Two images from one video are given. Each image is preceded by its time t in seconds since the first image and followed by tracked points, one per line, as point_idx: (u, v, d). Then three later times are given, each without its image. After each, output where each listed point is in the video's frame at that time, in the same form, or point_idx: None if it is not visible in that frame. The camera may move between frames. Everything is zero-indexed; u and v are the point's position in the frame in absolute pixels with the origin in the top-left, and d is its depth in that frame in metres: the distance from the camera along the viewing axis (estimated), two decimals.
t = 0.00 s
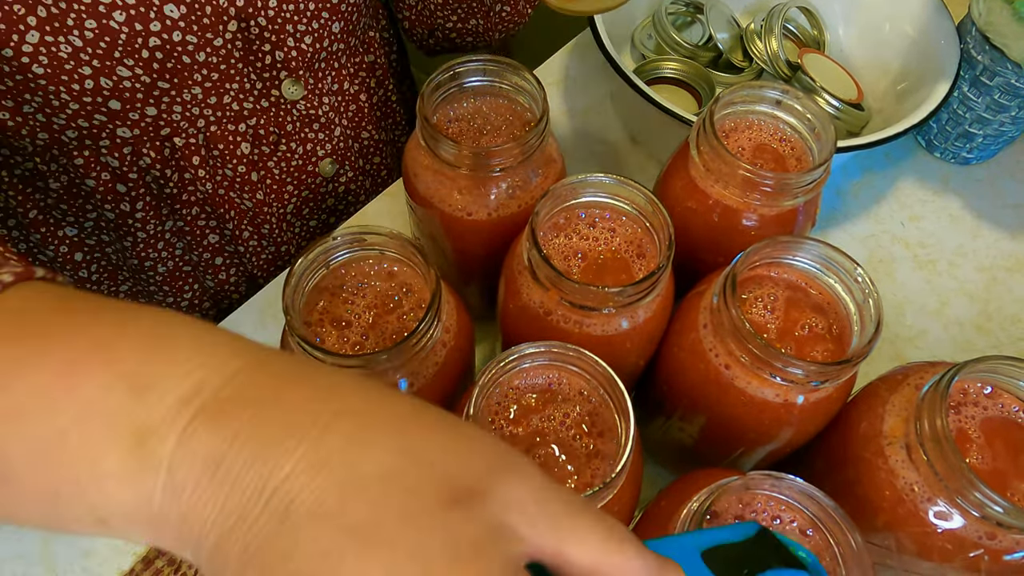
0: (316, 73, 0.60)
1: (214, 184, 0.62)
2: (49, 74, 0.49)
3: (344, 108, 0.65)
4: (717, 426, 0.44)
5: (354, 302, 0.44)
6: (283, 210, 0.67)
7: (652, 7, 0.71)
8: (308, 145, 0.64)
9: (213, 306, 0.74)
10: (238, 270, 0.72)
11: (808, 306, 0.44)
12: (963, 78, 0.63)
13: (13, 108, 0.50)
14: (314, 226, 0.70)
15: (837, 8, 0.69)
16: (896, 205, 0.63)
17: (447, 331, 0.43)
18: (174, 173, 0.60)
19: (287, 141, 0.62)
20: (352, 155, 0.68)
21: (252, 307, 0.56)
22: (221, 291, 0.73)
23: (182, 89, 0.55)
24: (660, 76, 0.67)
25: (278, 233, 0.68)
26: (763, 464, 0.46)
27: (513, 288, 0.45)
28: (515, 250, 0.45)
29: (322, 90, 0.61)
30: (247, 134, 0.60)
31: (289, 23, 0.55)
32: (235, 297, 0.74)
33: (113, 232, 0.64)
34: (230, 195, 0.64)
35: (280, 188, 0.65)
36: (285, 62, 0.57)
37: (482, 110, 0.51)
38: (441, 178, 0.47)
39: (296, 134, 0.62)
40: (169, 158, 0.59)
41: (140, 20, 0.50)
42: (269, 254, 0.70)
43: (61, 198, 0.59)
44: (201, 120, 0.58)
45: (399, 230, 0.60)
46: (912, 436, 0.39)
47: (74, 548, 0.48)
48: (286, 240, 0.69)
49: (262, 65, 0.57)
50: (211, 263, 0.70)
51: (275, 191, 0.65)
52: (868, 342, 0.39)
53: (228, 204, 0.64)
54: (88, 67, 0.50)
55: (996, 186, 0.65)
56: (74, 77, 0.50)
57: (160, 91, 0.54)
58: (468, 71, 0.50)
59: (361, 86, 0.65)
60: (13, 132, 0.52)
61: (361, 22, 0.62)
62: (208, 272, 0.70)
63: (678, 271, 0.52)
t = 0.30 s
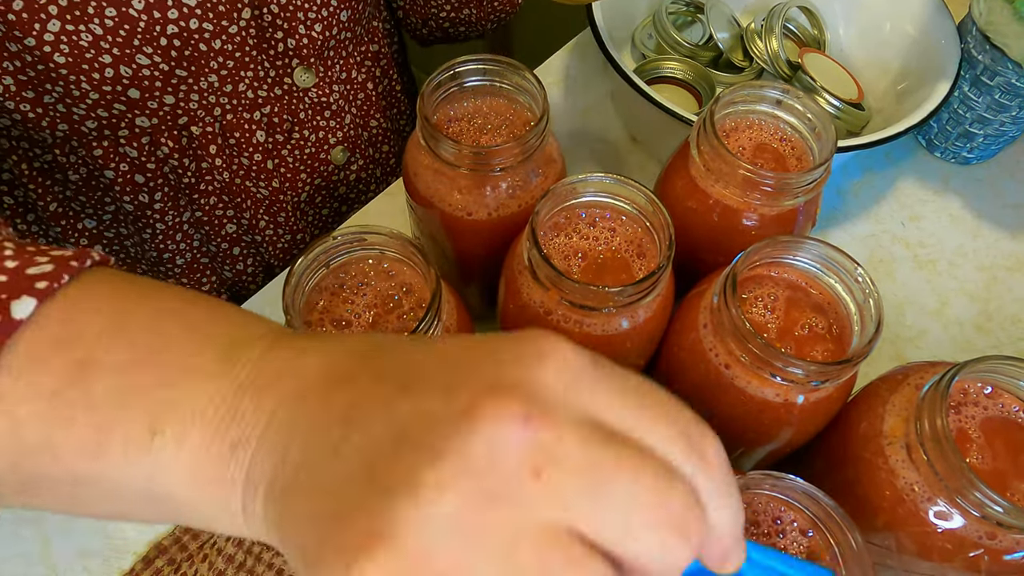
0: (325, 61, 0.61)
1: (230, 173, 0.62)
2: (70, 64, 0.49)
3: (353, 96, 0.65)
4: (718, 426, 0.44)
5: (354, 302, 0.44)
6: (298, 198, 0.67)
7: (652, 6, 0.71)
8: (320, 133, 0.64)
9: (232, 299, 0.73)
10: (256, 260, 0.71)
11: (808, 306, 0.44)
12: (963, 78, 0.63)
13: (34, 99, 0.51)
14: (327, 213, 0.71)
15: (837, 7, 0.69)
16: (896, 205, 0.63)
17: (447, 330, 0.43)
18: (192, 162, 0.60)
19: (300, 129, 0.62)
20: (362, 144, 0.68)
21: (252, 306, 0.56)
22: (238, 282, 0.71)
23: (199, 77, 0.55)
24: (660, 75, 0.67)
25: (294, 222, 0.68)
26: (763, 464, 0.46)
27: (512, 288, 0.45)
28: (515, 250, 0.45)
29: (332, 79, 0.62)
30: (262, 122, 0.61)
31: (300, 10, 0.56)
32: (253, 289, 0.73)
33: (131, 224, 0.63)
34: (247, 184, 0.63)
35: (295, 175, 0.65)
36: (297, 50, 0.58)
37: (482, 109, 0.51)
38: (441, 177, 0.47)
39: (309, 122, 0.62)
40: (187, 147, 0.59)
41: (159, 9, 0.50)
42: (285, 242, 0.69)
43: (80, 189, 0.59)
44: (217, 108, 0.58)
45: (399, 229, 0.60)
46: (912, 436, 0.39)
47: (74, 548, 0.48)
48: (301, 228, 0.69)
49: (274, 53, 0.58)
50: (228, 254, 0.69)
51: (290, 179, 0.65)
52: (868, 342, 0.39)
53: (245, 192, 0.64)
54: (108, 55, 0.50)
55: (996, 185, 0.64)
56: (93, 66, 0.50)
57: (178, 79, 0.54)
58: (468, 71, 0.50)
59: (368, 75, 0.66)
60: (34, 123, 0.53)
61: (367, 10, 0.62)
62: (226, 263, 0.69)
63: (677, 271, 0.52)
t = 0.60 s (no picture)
0: (329, 52, 0.60)
1: (234, 163, 0.64)
2: (75, 54, 0.51)
3: (358, 89, 0.64)
4: (717, 426, 0.44)
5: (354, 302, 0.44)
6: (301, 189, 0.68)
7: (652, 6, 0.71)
8: (324, 125, 0.64)
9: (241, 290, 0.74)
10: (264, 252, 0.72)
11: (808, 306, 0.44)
12: (963, 78, 0.63)
13: (42, 91, 0.54)
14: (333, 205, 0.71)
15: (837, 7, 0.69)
16: (896, 205, 0.63)
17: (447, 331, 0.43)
18: (196, 153, 0.62)
19: (304, 120, 0.63)
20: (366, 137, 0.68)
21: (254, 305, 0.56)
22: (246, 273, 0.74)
23: (202, 68, 0.56)
24: (660, 75, 0.67)
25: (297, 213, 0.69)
26: (763, 464, 0.46)
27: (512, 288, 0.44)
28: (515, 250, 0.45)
29: (335, 71, 0.62)
30: (265, 113, 0.61)
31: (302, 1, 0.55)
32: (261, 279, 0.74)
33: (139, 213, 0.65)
34: (250, 175, 0.65)
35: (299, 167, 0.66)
36: (299, 41, 0.58)
37: (482, 109, 0.51)
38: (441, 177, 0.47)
39: (312, 114, 0.63)
40: (191, 138, 0.61)
41: None
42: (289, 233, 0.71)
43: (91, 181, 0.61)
44: (221, 99, 0.59)
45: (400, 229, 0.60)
46: (912, 436, 0.39)
47: (76, 547, 0.48)
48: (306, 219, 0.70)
49: (278, 45, 0.58)
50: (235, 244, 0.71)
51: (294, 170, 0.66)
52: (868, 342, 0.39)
53: (248, 182, 0.66)
54: (112, 46, 0.52)
55: (996, 185, 0.64)
56: (98, 57, 0.52)
57: (181, 69, 0.55)
58: (468, 71, 0.50)
59: (372, 67, 0.64)
60: (42, 115, 0.56)
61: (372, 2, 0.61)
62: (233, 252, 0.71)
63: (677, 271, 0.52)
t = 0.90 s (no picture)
0: (325, 49, 0.60)
1: (229, 159, 0.62)
2: (64, 44, 0.48)
3: (356, 86, 0.65)
4: (717, 425, 0.44)
5: (354, 302, 0.44)
6: (299, 186, 0.67)
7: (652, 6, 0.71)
8: (321, 121, 0.64)
9: (236, 286, 0.75)
10: (259, 248, 0.72)
11: (808, 306, 0.44)
12: (963, 78, 0.63)
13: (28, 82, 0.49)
14: (330, 203, 0.72)
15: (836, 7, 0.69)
16: (896, 204, 0.63)
17: (446, 330, 0.43)
18: (191, 147, 0.60)
19: (300, 117, 0.62)
20: (365, 134, 0.68)
21: (254, 304, 0.56)
22: (242, 270, 0.73)
23: (194, 61, 0.54)
24: (660, 75, 0.67)
25: (295, 210, 0.69)
26: (762, 464, 0.46)
27: (513, 288, 0.45)
28: (515, 250, 0.45)
29: (331, 68, 0.62)
30: (260, 109, 0.60)
31: None
32: (256, 276, 0.75)
33: (133, 209, 0.61)
34: (246, 171, 0.64)
35: (296, 164, 0.65)
36: (295, 36, 0.57)
37: (483, 109, 0.51)
38: (441, 177, 0.47)
39: (309, 110, 0.62)
40: (184, 132, 0.58)
41: None
42: (286, 231, 0.70)
43: (82, 180, 0.57)
44: (214, 93, 0.57)
45: (400, 229, 0.60)
46: (912, 437, 0.39)
47: (75, 548, 0.48)
48: (303, 217, 0.70)
49: (272, 40, 0.57)
50: (231, 241, 0.70)
51: (291, 167, 0.65)
52: (868, 342, 0.39)
53: (245, 179, 0.64)
54: (101, 38, 0.49)
55: (996, 185, 0.65)
56: (88, 49, 0.49)
57: (173, 63, 0.53)
58: (469, 71, 0.50)
59: (371, 65, 0.65)
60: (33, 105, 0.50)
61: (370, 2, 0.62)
62: (229, 250, 0.70)
63: (677, 271, 0.52)
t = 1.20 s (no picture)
0: (321, 46, 0.60)
1: (221, 152, 0.62)
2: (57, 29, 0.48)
3: (351, 83, 0.65)
4: (717, 425, 0.44)
5: (354, 301, 0.44)
6: (291, 181, 0.67)
7: (652, 6, 0.71)
8: (314, 117, 0.64)
9: (224, 278, 0.75)
10: (248, 241, 0.72)
11: (808, 306, 0.44)
12: (963, 78, 0.63)
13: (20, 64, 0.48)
14: (322, 199, 0.72)
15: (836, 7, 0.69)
16: (897, 204, 0.63)
17: (446, 330, 0.43)
18: (183, 138, 0.60)
19: (294, 112, 0.62)
20: (359, 132, 0.68)
21: (254, 304, 0.56)
22: (231, 263, 0.73)
23: (189, 52, 0.54)
24: (660, 75, 0.67)
25: (286, 204, 0.69)
26: (762, 464, 0.46)
27: (513, 288, 0.45)
28: (515, 250, 0.45)
29: (327, 64, 0.61)
30: (254, 103, 0.60)
31: None
32: (245, 269, 0.75)
33: (122, 199, 0.61)
34: (238, 164, 0.64)
35: (289, 158, 0.65)
36: (291, 32, 0.57)
37: (483, 109, 0.51)
38: (441, 177, 0.47)
39: (303, 106, 0.62)
40: (177, 123, 0.58)
41: None
42: (277, 225, 0.70)
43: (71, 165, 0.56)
44: (208, 86, 0.57)
45: (399, 229, 0.60)
46: (912, 437, 0.39)
47: (75, 548, 0.48)
48: (294, 211, 0.70)
49: (268, 34, 0.57)
50: (221, 234, 0.70)
51: (284, 161, 0.65)
52: (868, 342, 0.39)
53: (236, 172, 0.65)
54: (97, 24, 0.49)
55: (996, 185, 0.65)
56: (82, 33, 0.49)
57: (167, 52, 0.53)
58: (469, 71, 0.50)
59: (368, 64, 0.66)
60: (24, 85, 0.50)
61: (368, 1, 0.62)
62: (218, 242, 0.71)
63: (677, 271, 0.53)
